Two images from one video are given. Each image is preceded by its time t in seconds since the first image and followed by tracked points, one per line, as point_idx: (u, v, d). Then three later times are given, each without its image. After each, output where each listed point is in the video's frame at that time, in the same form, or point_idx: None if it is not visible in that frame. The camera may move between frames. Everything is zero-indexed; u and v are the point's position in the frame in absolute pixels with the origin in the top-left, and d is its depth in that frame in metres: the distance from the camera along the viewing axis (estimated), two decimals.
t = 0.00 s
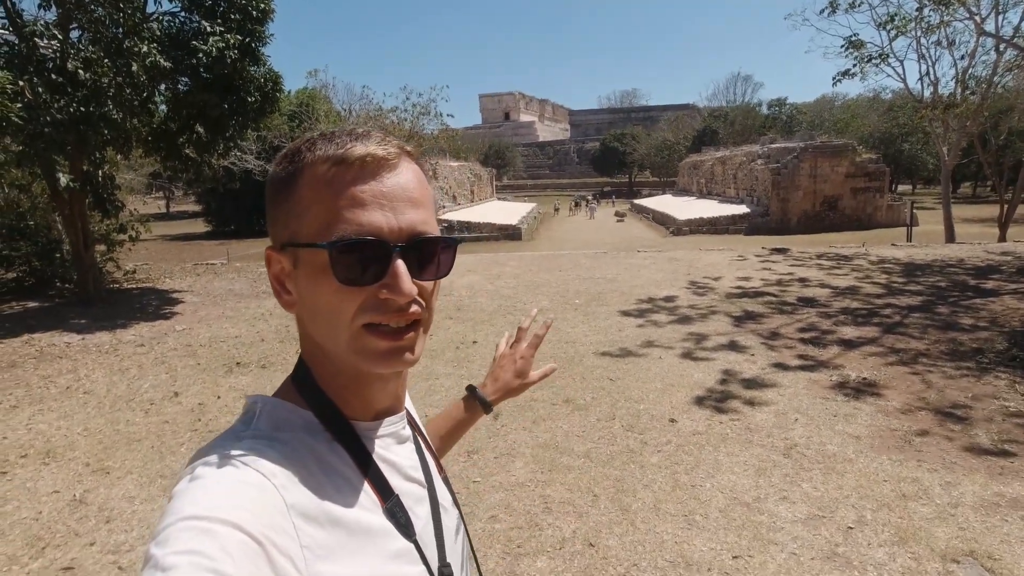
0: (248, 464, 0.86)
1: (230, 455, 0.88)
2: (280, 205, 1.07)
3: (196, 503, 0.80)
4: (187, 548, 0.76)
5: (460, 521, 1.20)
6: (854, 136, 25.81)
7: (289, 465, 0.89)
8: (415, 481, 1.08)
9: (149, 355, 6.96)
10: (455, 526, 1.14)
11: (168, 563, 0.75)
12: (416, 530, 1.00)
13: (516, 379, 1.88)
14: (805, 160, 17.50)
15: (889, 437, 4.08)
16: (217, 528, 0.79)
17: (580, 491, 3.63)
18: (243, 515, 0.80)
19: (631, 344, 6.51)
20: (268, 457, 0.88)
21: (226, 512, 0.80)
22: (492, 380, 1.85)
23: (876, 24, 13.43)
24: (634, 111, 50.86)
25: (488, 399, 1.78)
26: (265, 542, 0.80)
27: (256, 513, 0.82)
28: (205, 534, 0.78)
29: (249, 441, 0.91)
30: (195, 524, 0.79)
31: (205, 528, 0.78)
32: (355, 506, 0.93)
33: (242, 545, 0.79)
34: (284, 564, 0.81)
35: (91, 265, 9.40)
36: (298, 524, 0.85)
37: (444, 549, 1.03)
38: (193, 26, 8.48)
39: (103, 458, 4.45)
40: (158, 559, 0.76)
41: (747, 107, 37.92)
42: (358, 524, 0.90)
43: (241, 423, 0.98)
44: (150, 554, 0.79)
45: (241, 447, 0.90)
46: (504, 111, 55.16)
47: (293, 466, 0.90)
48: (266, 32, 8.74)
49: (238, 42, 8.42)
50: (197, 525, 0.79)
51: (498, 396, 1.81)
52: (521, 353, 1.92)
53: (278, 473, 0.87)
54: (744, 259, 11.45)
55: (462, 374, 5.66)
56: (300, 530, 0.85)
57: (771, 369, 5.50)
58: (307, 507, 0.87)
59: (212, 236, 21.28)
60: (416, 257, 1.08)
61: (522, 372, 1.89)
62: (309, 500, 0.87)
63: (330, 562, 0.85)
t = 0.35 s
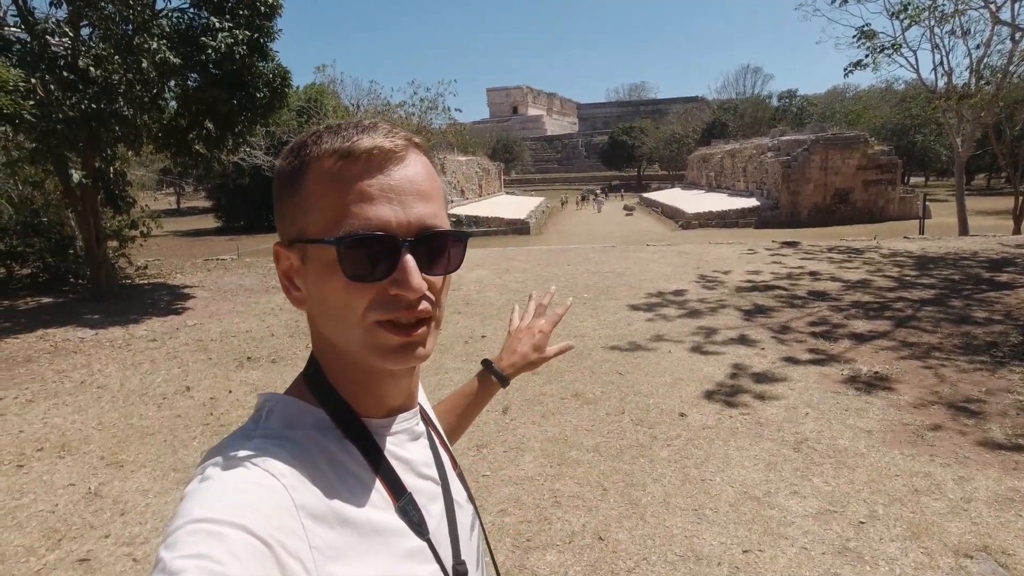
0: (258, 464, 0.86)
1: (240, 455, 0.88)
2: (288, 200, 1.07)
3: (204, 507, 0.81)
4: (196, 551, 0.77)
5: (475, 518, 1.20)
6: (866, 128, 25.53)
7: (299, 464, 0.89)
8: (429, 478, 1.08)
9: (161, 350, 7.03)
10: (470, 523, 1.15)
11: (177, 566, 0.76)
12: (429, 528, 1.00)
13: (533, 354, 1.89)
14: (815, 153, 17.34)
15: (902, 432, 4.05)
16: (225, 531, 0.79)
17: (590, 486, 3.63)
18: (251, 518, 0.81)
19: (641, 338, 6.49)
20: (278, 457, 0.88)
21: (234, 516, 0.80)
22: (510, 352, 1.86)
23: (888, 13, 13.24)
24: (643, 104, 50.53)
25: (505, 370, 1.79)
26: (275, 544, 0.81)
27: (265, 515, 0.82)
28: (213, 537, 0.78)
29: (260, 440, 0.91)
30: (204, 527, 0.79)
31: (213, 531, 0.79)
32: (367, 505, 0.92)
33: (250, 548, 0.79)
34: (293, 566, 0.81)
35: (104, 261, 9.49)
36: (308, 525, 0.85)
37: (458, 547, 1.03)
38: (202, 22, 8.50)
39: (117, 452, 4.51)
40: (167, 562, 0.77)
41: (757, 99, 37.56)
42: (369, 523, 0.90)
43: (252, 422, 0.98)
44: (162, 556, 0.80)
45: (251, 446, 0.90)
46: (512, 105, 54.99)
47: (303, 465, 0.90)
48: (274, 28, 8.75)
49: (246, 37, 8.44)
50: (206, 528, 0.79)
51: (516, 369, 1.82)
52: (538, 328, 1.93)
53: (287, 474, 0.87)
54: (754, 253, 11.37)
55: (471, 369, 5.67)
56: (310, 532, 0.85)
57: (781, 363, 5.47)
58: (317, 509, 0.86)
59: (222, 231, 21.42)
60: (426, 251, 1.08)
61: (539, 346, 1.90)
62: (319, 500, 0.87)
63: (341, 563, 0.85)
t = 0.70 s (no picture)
0: (271, 457, 0.87)
1: (252, 447, 0.89)
2: (296, 193, 1.08)
3: (218, 498, 0.82)
4: (211, 544, 0.78)
5: (486, 510, 1.21)
6: (886, 123, 25.12)
7: (311, 457, 0.90)
8: (440, 471, 1.08)
9: (179, 343, 7.13)
10: (481, 515, 1.15)
11: (192, 558, 0.77)
12: (440, 521, 1.01)
13: (559, 344, 1.89)
14: (833, 147, 17.11)
15: (919, 430, 4.00)
16: (238, 523, 0.80)
17: (601, 481, 3.63)
18: (264, 510, 0.82)
19: (654, 334, 6.47)
20: (289, 449, 0.89)
21: (248, 508, 0.81)
22: (537, 341, 1.86)
23: (910, 5, 12.99)
24: (658, 98, 50.09)
25: (534, 356, 1.79)
26: (287, 536, 0.82)
27: (278, 508, 0.83)
28: (228, 529, 0.80)
29: (272, 432, 0.92)
30: (218, 519, 0.80)
31: (227, 523, 0.80)
32: (377, 498, 0.93)
33: (263, 539, 0.80)
34: (306, 558, 0.82)
35: (123, 255, 9.63)
36: (319, 518, 0.85)
37: (469, 540, 1.04)
38: (218, 19, 8.57)
39: (136, 443, 4.58)
40: (183, 553, 0.78)
41: (774, 93, 37.09)
42: (380, 517, 0.91)
43: (264, 414, 0.99)
44: (177, 547, 0.81)
45: (264, 439, 0.90)
46: (526, 100, 54.87)
47: (315, 458, 0.90)
48: (290, 24, 8.78)
49: (262, 33, 8.49)
50: (220, 520, 0.80)
51: (543, 356, 1.82)
52: (564, 320, 1.94)
53: (299, 466, 0.88)
54: (770, 249, 11.26)
55: (484, 364, 5.69)
56: (322, 525, 0.85)
57: (796, 360, 5.42)
58: (328, 501, 0.87)
59: (238, 226, 21.64)
60: (433, 242, 1.08)
61: (565, 336, 1.90)
62: (330, 492, 0.88)
63: (353, 555, 0.85)
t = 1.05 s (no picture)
0: (274, 455, 0.87)
1: (257, 445, 0.89)
2: (301, 192, 1.07)
3: (220, 497, 0.81)
4: (214, 542, 0.78)
5: (489, 512, 1.20)
6: (902, 118, 24.78)
7: (315, 456, 0.90)
8: (442, 473, 1.07)
9: (191, 337, 7.19)
10: (484, 518, 1.14)
11: (195, 556, 0.77)
12: (442, 523, 1.00)
13: (566, 343, 1.86)
14: (848, 143, 16.92)
15: (932, 431, 3.95)
16: (241, 521, 0.80)
17: (609, 479, 3.62)
18: (267, 509, 0.81)
19: (663, 332, 6.43)
20: (292, 449, 0.89)
21: (251, 507, 0.81)
22: (543, 339, 1.84)
23: None
24: (670, 93, 49.73)
25: (538, 356, 1.78)
26: (288, 536, 0.81)
27: (281, 508, 0.82)
28: (231, 528, 0.79)
29: (276, 432, 0.92)
30: (221, 517, 0.80)
31: (230, 521, 0.80)
32: (380, 499, 0.93)
33: (266, 539, 0.80)
34: (308, 558, 0.82)
35: (137, 250, 9.72)
36: (321, 517, 0.85)
37: (471, 543, 1.03)
38: (231, 14, 8.62)
39: (148, 436, 4.63)
40: (185, 551, 0.78)
41: (788, 88, 36.69)
42: (382, 517, 0.90)
43: (268, 413, 0.99)
44: (178, 545, 0.81)
45: (267, 438, 0.90)
46: (537, 95, 54.70)
47: (318, 458, 0.90)
48: (302, 19, 8.81)
49: (274, 28, 8.53)
50: (223, 518, 0.80)
51: (548, 355, 1.80)
52: (572, 318, 1.91)
53: (303, 465, 0.87)
54: (782, 246, 11.16)
55: (492, 359, 5.71)
56: (324, 525, 0.85)
57: (808, 359, 5.37)
58: (331, 500, 0.87)
59: (251, 221, 21.79)
60: (438, 241, 1.07)
61: (572, 335, 1.88)
62: (333, 492, 0.87)
63: (355, 556, 0.85)
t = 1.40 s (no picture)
0: (268, 454, 0.87)
1: (251, 444, 0.88)
2: (295, 190, 1.07)
3: (214, 496, 0.81)
4: (208, 541, 0.78)
5: (482, 511, 1.20)
6: (918, 112, 24.43)
7: (309, 455, 0.90)
8: (436, 472, 1.07)
9: (202, 331, 7.26)
10: (478, 516, 1.14)
11: (188, 557, 0.77)
12: (436, 522, 1.00)
13: (557, 336, 1.87)
14: (862, 138, 16.73)
15: (944, 431, 3.90)
16: (235, 521, 0.80)
17: (616, 476, 3.61)
18: (262, 510, 0.81)
19: (672, 328, 6.40)
20: (287, 448, 0.89)
21: (246, 507, 0.81)
22: (535, 333, 1.84)
23: None
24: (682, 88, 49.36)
25: (530, 349, 1.77)
26: (283, 536, 0.81)
27: (276, 507, 0.82)
28: (225, 527, 0.79)
29: (270, 431, 0.92)
30: (215, 516, 0.80)
31: (224, 521, 0.80)
32: (374, 497, 0.92)
33: (259, 538, 0.80)
34: (302, 557, 0.82)
35: (150, 244, 9.80)
36: (316, 516, 0.85)
37: (466, 541, 1.03)
38: (242, 9, 8.65)
39: (159, 428, 4.68)
40: (179, 551, 0.78)
41: (802, 83, 36.29)
42: (377, 516, 0.90)
43: (261, 412, 0.99)
44: (172, 545, 0.81)
45: (261, 437, 0.90)
46: (548, 90, 54.53)
47: (313, 457, 0.90)
48: (312, 14, 8.83)
49: (284, 23, 8.56)
50: (217, 518, 0.80)
51: (540, 349, 1.80)
52: (563, 312, 1.92)
53: (298, 464, 0.87)
54: (794, 242, 11.06)
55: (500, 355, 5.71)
56: (318, 524, 0.85)
57: (818, 356, 5.32)
58: (325, 500, 0.87)
59: (262, 215, 21.92)
60: (431, 239, 1.07)
61: (564, 328, 1.88)
62: (327, 492, 0.87)
63: (349, 556, 0.85)
